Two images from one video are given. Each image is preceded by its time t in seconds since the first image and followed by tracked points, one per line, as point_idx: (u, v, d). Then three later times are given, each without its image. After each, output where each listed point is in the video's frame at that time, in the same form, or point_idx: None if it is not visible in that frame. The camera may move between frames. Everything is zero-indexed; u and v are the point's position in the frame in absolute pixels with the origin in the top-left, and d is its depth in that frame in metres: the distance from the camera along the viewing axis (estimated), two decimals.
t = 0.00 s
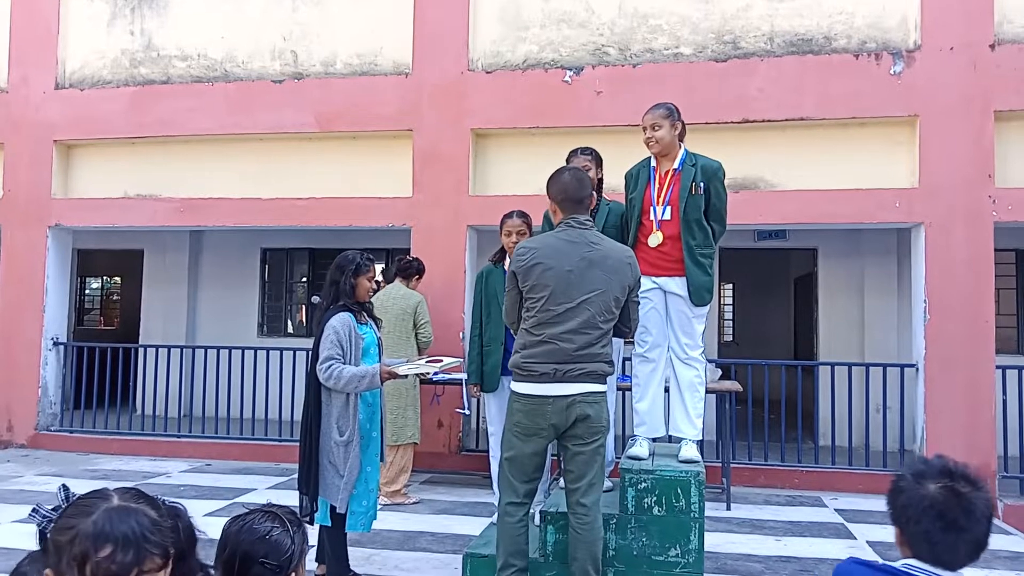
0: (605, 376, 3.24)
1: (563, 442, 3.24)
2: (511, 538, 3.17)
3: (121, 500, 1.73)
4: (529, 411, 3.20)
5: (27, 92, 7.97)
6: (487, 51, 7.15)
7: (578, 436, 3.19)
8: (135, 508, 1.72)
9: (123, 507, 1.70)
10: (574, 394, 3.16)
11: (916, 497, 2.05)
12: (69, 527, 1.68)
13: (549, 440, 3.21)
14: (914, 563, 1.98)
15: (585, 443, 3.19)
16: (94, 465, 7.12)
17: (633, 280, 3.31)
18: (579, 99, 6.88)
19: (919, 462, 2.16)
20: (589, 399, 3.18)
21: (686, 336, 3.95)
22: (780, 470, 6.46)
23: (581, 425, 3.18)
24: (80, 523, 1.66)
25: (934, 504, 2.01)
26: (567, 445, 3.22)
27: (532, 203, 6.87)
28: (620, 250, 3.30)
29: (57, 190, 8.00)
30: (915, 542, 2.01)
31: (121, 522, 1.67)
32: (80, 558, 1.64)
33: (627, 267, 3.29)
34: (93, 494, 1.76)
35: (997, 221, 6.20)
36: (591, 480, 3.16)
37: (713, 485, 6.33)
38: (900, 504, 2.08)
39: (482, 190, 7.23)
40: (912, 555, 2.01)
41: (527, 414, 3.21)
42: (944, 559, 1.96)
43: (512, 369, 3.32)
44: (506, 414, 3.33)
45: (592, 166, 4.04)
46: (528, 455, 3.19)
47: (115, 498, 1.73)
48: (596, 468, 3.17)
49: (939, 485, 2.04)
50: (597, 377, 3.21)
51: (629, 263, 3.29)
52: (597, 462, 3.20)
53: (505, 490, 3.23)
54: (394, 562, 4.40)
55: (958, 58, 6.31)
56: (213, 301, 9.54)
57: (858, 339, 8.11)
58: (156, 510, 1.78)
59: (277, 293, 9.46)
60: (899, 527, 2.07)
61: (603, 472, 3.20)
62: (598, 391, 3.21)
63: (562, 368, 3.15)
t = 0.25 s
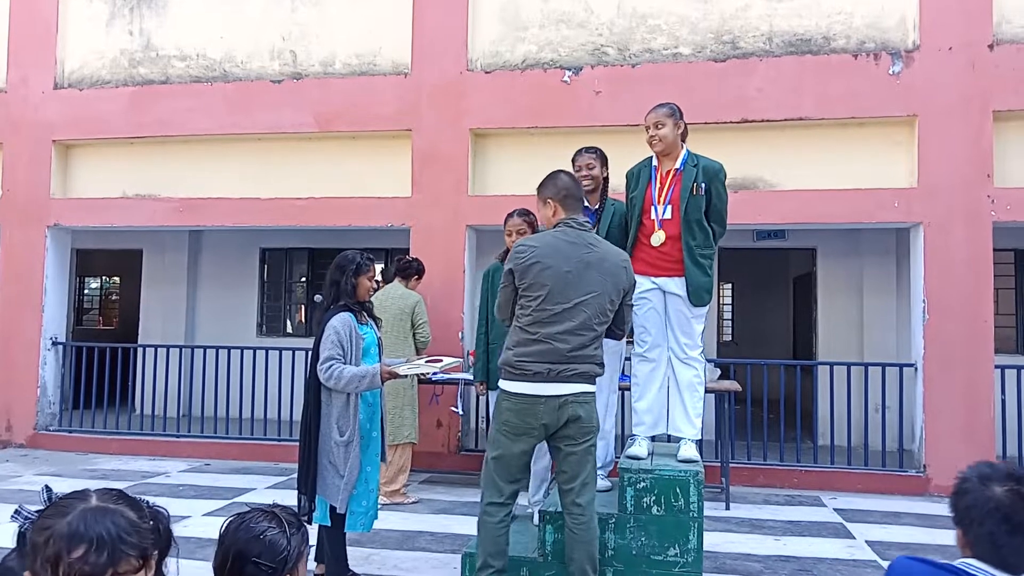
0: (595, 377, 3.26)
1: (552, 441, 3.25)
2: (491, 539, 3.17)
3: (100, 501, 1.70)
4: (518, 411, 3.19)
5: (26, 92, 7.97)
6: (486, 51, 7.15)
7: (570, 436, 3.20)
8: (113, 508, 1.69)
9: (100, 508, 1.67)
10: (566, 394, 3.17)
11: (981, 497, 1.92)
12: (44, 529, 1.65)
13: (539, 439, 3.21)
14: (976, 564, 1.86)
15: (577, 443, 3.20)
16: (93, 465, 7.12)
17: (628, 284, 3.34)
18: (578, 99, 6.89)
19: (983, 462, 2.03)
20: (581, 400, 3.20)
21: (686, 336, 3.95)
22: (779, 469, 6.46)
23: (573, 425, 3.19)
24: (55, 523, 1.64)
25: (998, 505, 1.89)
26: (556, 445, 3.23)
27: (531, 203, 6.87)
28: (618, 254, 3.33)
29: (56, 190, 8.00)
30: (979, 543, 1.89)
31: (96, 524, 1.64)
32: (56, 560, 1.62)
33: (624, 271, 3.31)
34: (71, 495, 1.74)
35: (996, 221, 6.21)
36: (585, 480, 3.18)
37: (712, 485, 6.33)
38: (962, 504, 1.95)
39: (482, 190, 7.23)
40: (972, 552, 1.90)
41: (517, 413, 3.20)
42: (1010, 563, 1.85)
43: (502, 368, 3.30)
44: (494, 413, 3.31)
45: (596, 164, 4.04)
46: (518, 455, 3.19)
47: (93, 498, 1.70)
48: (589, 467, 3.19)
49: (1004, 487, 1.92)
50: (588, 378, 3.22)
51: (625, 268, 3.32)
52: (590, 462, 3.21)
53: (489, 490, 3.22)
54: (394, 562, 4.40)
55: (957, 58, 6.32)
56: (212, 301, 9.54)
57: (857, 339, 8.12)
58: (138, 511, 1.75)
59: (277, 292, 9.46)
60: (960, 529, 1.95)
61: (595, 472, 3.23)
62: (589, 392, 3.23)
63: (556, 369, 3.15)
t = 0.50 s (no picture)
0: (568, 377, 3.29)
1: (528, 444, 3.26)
2: (461, 546, 3.20)
3: (92, 517, 1.63)
4: (491, 416, 3.20)
5: (28, 91, 7.97)
6: (488, 50, 7.15)
7: (548, 438, 3.22)
8: (106, 525, 1.62)
9: (92, 525, 1.60)
10: (540, 397, 3.19)
11: None
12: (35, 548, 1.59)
13: (515, 443, 3.22)
14: None
15: (556, 444, 3.22)
16: (95, 464, 7.13)
17: (595, 281, 3.38)
18: (579, 98, 6.88)
19: None
20: (557, 401, 3.22)
21: (687, 335, 3.95)
22: (781, 468, 6.46)
23: (550, 426, 3.21)
24: (47, 541, 1.58)
25: None
26: (534, 446, 3.25)
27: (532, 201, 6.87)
28: (583, 252, 3.35)
29: (58, 189, 8.01)
30: None
31: (88, 542, 1.57)
32: None
33: (590, 269, 3.34)
34: (63, 510, 1.67)
35: (998, 219, 6.20)
36: (569, 479, 3.22)
37: (713, 484, 6.33)
38: None
39: (483, 188, 7.23)
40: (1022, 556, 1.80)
41: (492, 417, 3.20)
42: None
43: (474, 373, 3.30)
44: (467, 416, 3.31)
45: (603, 164, 3.99)
46: (492, 459, 3.21)
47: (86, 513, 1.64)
48: (572, 466, 3.22)
49: None
50: (561, 379, 3.25)
51: (591, 265, 3.35)
52: (572, 460, 3.24)
53: (462, 495, 3.25)
54: (395, 561, 4.40)
55: (959, 56, 6.31)
56: (214, 299, 9.54)
57: (858, 338, 8.11)
58: (133, 528, 1.68)
59: (278, 291, 9.47)
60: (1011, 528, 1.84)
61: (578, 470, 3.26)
62: (564, 393, 3.25)
63: (529, 372, 3.16)
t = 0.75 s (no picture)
0: (533, 373, 3.37)
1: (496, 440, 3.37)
2: (447, 541, 3.30)
3: (85, 538, 1.39)
4: (456, 412, 3.34)
5: (30, 89, 7.98)
6: (490, 49, 7.15)
7: (513, 434, 3.30)
8: (100, 546, 1.37)
9: (86, 547, 1.36)
10: (502, 394, 3.28)
11: None
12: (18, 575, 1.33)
13: (480, 438, 3.34)
14: None
15: (521, 440, 3.30)
16: (97, 462, 7.14)
17: (554, 276, 3.51)
18: (581, 97, 6.88)
19: None
20: (519, 400, 3.30)
21: (688, 333, 3.94)
22: (782, 468, 6.46)
23: (515, 423, 3.29)
24: (34, 569, 1.32)
25: None
26: (500, 442, 3.34)
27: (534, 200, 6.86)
28: (543, 248, 3.49)
29: (60, 187, 8.02)
30: None
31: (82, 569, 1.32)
32: None
33: (549, 264, 3.47)
34: (47, 530, 1.41)
35: (1000, 218, 6.19)
36: (536, 475, 3.29)
37: (714, 483, 6.33)
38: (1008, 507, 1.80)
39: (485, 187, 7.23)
40: None
41: (457, 414, 3.34)
42: None
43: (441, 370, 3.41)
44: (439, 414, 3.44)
45: (604, 162, 4.02)
46: (460, 454, 3.33)
47: (77, 534, 1.39)
48: (538, 462, 3.28)
49: None
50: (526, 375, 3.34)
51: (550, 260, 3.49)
52: (539, 457, 3.31)
53: (441, 493, 3.35)
54: (397, 559, 4.41)
55: (962, 55, 6.30)
56: (216, 298, 9.55)
57: (860, 337, 8.11)
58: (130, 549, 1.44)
59: (280, 289, 9.47)
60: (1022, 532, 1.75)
61: (547, 466, 3.32)
62: (528, 389, 3.34)
63: (492, 368, 3.27)
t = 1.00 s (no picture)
0: (518, 369, 3.47)
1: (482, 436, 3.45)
2: (446, 542, 3.34)
3: (67, 550, 1.39)
4: (448, 409, 3.38)
5: (29, 87, 7.97)
6: (489, 48, 7.14)
7: (499, 432, 3.40)
8: (85, 559, 1.39)
9: (68, 560, 1.37)
10: (491, 390, 3.38)
11: (990, 503, 1.79)
12: None
13: (468, 437, 3.41)
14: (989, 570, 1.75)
15: (504, 439, 3.41)
16: (95, 460, 7.13)
17: (534, 269, 3.61)
18: (580, 96, 6.87)
19: (978, 463, 1.90)
20: (507, 396, 3.42)
21: (686, 333, 3.94)
22: (781, 468, 6.46)
23: (500, 421, 3.40)
24: None
25: (1016, 512, 1.76)
26: (485, 439, 3.44)
27: (533, 200, 6.86)
28: (521, 243, 3.59)
29: (59, 185, 8.00)
30: (996, 551, 1.76)
31: None
32: None
33: (528, 257, 3.58)
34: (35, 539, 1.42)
35: (999, 219, 6.19)
36: (512, 474, 3.41)
37: (713, 483, 6.33)
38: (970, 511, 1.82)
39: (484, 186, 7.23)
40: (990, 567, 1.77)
41: (447, 413, 3.38)
42: None
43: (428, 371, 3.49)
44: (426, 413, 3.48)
45: (605, 164, 4.04)
46: (453, 454, 3.38)
47: (59, 547, 1.39)
48: (518, 461, 3.41)
49: (1014, 489, 1.78)
50: (511, 371, 3.44)
51: (529, 253, 3.59)
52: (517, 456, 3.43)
53: (435, 493, 3.39)
54: (395, 558, 4.40)
55: (961, 56, 6.30)
56: (214, 296, 9.55)
57: (858, 337, 8.11)
58: (114, 559, 1.45)
59: (278, 288, 9.47)
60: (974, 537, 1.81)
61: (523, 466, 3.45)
62: (512, 387, 3.44)
63: (479, 364, 3.37)
